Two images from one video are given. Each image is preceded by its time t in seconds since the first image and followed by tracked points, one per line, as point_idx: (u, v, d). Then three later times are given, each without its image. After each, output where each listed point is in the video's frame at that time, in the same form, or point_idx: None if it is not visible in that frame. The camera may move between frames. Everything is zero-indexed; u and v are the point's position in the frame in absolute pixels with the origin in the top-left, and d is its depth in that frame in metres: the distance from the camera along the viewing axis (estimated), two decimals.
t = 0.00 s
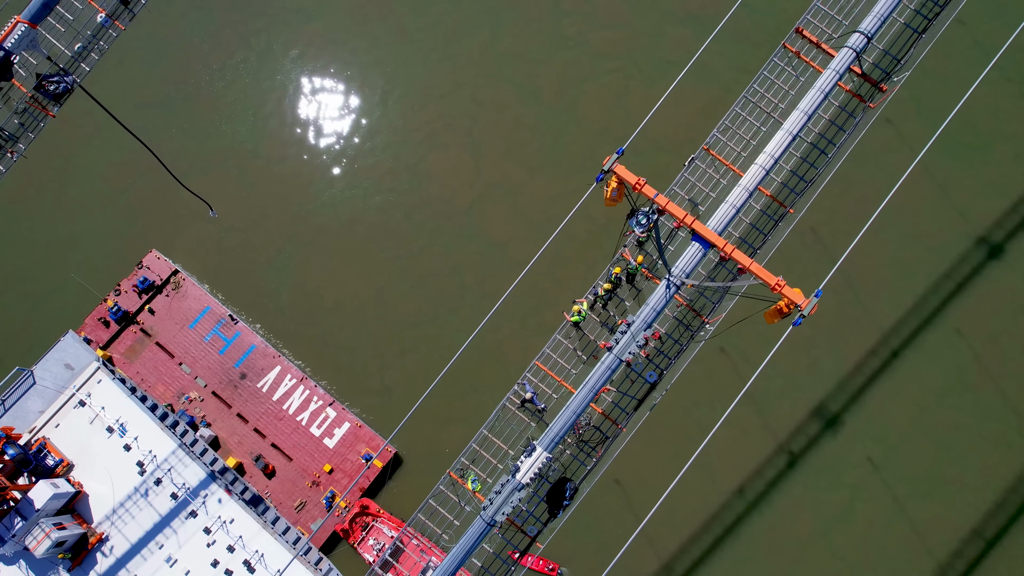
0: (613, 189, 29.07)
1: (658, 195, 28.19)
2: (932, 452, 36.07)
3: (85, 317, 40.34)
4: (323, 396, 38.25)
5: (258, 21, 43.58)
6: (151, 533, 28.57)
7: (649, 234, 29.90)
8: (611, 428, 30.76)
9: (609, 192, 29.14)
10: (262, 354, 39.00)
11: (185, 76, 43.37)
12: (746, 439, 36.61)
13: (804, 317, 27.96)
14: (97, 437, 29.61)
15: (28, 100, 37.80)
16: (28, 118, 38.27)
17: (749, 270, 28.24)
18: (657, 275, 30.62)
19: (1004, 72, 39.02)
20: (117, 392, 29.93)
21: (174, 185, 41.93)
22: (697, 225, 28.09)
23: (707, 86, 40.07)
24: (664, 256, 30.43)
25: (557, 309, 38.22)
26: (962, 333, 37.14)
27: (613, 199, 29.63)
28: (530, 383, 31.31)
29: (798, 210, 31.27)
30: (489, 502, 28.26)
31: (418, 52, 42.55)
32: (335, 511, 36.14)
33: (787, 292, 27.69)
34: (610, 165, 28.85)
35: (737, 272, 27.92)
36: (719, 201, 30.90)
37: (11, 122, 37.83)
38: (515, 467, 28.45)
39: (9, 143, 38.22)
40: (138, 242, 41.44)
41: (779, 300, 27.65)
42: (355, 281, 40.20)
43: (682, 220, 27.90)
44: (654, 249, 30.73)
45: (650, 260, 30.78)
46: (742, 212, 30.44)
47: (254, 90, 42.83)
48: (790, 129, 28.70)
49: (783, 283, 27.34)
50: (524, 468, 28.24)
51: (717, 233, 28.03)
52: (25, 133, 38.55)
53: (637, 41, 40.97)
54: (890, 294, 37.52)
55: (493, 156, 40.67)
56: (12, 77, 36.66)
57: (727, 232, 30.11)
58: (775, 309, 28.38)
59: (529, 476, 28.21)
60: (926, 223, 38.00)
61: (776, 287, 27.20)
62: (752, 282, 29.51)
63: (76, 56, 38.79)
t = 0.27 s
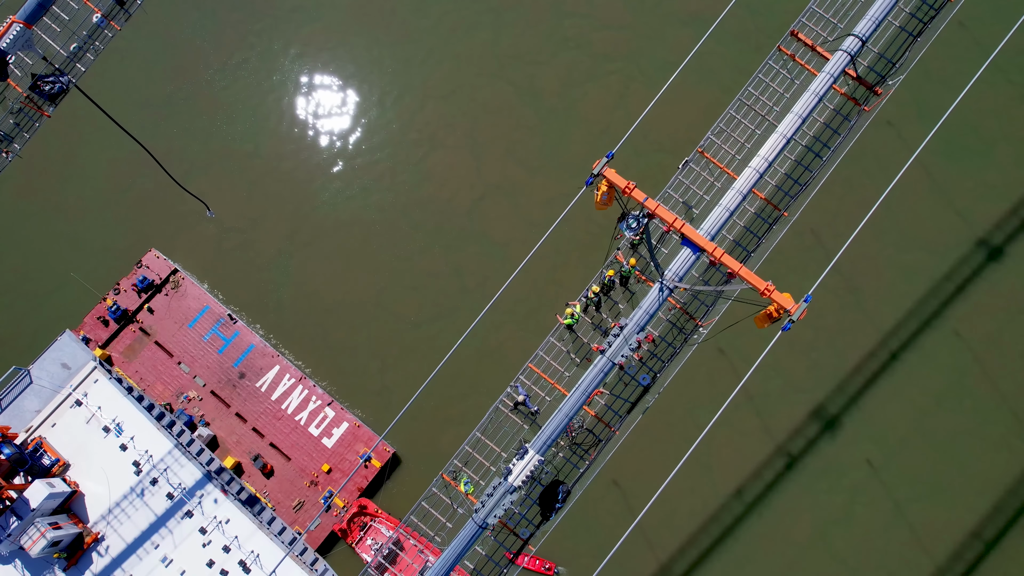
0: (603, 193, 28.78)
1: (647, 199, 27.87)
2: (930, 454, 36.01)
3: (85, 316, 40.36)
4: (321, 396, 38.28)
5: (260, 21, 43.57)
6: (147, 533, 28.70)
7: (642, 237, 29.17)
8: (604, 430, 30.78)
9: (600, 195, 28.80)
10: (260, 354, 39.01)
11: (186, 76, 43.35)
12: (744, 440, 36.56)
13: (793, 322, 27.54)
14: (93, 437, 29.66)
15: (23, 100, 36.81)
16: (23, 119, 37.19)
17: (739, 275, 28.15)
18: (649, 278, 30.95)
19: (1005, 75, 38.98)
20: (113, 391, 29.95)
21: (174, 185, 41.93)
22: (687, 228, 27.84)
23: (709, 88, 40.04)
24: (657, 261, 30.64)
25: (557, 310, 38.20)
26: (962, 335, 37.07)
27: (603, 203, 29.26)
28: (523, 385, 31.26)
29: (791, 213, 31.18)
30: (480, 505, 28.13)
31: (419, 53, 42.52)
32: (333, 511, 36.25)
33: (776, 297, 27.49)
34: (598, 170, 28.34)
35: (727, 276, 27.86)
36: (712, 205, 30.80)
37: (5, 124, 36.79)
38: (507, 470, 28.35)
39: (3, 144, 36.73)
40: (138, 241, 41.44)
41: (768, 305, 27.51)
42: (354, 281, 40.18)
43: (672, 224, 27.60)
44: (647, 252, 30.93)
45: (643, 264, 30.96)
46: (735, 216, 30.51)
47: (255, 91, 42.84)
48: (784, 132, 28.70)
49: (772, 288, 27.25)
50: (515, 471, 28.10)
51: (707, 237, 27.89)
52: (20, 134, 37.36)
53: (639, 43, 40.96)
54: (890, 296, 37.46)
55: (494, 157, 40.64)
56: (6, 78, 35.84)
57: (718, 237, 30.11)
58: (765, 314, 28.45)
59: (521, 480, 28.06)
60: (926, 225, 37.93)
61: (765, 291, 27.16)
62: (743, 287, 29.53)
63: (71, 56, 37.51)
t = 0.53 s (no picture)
0: (593, 196, 28.69)
1: (637, 203, 27.90)
2: (929, 457, 35.96)
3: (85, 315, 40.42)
4: (320, 396, 38.25)
5: (262, 22, 43.60)
6: (142, 533, 28.74)
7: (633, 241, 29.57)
8: (597, 433, 30.82)
9: (591, 198, 28.63)
10: (259, 353, 39.00)
11: (187, 76, 43.39)
12: (742, 442, 36.52)
13: (782, 327, 27.53)
14: (89, 436, 29.70)
15: (18, 101, 37.09)
16: (19, 118, 37.78)
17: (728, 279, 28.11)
18: (643, 280, 30.98)
19: (1006, 78, 38.91)
20: (110, 391, 30.04)
21: (175, 184, 41.97)
22: (677, 233, 27.98)
23: (710, 90, 40.03)
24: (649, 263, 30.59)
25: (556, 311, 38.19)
26: (961, 337, 37.00)
27: (594, 206, 29.09)
28: (515, 388, 31.45)
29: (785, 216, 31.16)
30: (472, 507, 28.18)
31: (421, 54, 42.52)
32: (331, 511, 36.29)
33: (766, 301, 27.38)
34: (590, 174, 28.25)
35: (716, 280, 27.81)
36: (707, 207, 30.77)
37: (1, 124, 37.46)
38: (500, 473, 28.31)
39: None
40: (138, 241, 41.47)
41: (758, 309, 27.30)
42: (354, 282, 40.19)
43: (662, 228, 27.80)
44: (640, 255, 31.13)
45: (637, 266, 31.12)
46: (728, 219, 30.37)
47: (256, 91, 42.84)
48: (778, 135, 28.64)
49: (761, 293, 27.09)
50: (507, 474, 28.08)
51: (695, 241, 27.99)
52: (16, 133, 38.02)
53: (640, 44, 40.95)
54: (889, 298, 37.42)
55: (494, 158, 40.61)
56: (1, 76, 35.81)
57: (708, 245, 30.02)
58: (755, 318, 27.98)
59: (513, 482, 28.06)
60: (926, 227, 37.88)
61: (754, 296, 26.99)
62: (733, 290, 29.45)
63: (67, 57, 37.59)
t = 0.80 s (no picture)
0: (585, 199, 28.31)
1: (628, 206, 27.71)
2: (927, 459, 35.90)
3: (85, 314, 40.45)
4: (319, 396, 38.23)
5: (264, 22, 43.60)
6: (138, 532, 28.77)
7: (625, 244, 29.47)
8: (591, 435, 30.69)
9: (581, 202, 28.42)
10: (258, 353, 38.99)
11: (189, 76, 43.42)
12: (741, 443, 36.48)
13: (770, 331, 27.34)
14: (86, 435, 29.77)
15: (14, 100, 37.23)
16: (15, 117, 37.71)
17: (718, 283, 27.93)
18: (638, 283, 30.59)
19: (1008, 80, 38.84)
20: (106, 391, 30.08)
21: (175, 183, 41.99)
22: (666, 237, 27.92)
23: (711, 91, 40.00)
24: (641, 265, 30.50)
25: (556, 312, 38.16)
26: (961, 340, 36.93)
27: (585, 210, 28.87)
28: (508, 390, 31.26)
29: (780, 218, 31.05)
30: (465, 509, 28.21)
31: (422, 55, 42.52)
32: (329, 511, 36.22)
33: (755, 306, 27.06)
34: (579, 176, 27.93)
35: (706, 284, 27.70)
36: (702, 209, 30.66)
37: None
38: (492, 475, 28.29)
39: None
40: (139, 240, 41.49)
41: (747, 314, 27.02)
42: (354, 282, 40.19)
43: (652, 232, 27.54)
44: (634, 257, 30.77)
45: (631, 269, 30.86)
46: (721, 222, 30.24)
47: (257, 91, 42.84)
48: (772, 138, 28.55)
49: (750, 297, 26.92)
50: (500, 476, 28.07)
51: (685, 245, 27.88)
52: (12, 132, 37.92)
53: (641, 46, 40.93)
54: (888, 300, 37.38)
55: (495, 159, 40.59)
56: None
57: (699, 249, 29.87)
58: (745, 322, 27.69)
59: (505, 484, 28.03)
60: (926, 229, 37.83)
61: (743, 301, 26.76)
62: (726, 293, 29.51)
63: (64, 56, 37.57)
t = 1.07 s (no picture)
0: (575, 202, 28.46)
1: (618, 210, 28.05)
2: (926, 462, 35.85)
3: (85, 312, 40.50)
4: (318, 395, 38.25)
5: (266, 21, 43.61)
6: (135, 531, 28.84)
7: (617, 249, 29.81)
8: (584, 438, 30.70)
9: (571, 204, 28.53)
10: (258, 352, 39.00)
11: (191, 75, 43.43)
12: (740, 445, 36.44)
13: (759, 336, 27.73)
14: (83, 434, 29.82)
15: (11, 100, 38.19)
16: (11, 117, 38.81)
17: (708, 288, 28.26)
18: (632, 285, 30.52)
19: (1010, 84, 38.78)
20: (104, 390, 30.12)
21: (177, 183, 42.02)
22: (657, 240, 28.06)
23: (713, 93, 39.96)
24: (635, 268, 30.53)
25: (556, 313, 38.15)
26: (960, 343, 36.89)
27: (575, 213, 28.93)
28: (501, 393, 31.21)
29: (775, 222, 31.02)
30: (457, 511, 28.18)
31: (425, 56, 42.52)
32: (328, 510, 36.26)
33: (744, 310, 27.36)
34: (569, 180, 28.19)
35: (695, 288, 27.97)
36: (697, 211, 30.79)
37: None
38: (484, 477, 28.31)
39: None
40: (140, 239, 41.52)
41: (736, 318, 27.37)
42: (354, 282, 40.18)
43: (642, 236, 27.64)
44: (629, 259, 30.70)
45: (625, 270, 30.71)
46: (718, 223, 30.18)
47: (259, 91, 42.85)
48: (767, 141, 28.58)
49: (740, 301, 27.05)
50: (492, 478, 28.06)
51: (676, 248, 28.10)
52: (8, 132, 39.34)
53: (643, 48, 40.92)
54: (888, 302, 37.34)
55: (496, 160, 40.59)
56: None
57: (692, 253, 29.87)
58: (734, 327, 28.02)
59: (497, 486, 28.02)
60: (926, 232, 37.78)
61: (732, 305, 26.93)
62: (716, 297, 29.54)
63: (60, 57, 38.80)
